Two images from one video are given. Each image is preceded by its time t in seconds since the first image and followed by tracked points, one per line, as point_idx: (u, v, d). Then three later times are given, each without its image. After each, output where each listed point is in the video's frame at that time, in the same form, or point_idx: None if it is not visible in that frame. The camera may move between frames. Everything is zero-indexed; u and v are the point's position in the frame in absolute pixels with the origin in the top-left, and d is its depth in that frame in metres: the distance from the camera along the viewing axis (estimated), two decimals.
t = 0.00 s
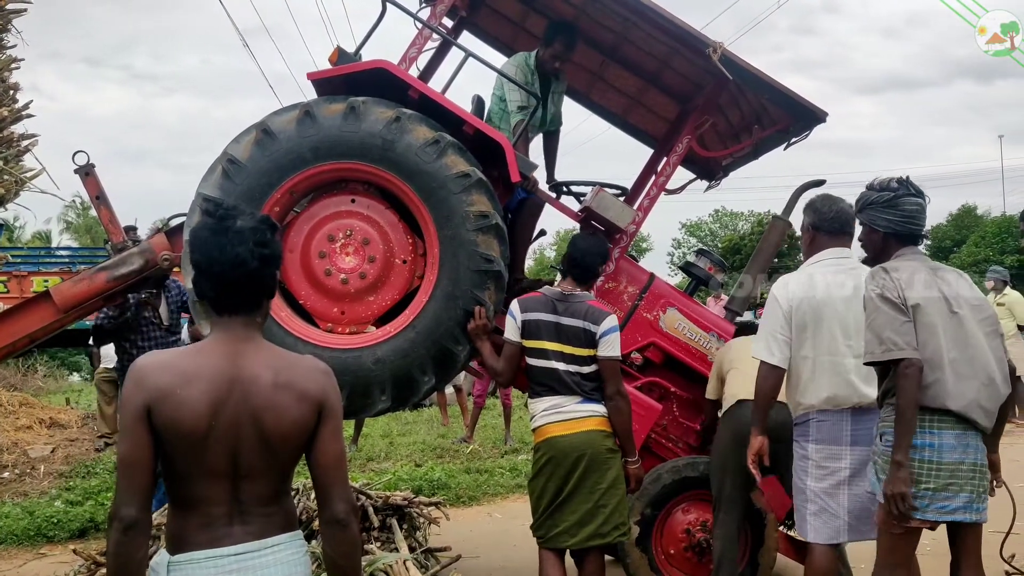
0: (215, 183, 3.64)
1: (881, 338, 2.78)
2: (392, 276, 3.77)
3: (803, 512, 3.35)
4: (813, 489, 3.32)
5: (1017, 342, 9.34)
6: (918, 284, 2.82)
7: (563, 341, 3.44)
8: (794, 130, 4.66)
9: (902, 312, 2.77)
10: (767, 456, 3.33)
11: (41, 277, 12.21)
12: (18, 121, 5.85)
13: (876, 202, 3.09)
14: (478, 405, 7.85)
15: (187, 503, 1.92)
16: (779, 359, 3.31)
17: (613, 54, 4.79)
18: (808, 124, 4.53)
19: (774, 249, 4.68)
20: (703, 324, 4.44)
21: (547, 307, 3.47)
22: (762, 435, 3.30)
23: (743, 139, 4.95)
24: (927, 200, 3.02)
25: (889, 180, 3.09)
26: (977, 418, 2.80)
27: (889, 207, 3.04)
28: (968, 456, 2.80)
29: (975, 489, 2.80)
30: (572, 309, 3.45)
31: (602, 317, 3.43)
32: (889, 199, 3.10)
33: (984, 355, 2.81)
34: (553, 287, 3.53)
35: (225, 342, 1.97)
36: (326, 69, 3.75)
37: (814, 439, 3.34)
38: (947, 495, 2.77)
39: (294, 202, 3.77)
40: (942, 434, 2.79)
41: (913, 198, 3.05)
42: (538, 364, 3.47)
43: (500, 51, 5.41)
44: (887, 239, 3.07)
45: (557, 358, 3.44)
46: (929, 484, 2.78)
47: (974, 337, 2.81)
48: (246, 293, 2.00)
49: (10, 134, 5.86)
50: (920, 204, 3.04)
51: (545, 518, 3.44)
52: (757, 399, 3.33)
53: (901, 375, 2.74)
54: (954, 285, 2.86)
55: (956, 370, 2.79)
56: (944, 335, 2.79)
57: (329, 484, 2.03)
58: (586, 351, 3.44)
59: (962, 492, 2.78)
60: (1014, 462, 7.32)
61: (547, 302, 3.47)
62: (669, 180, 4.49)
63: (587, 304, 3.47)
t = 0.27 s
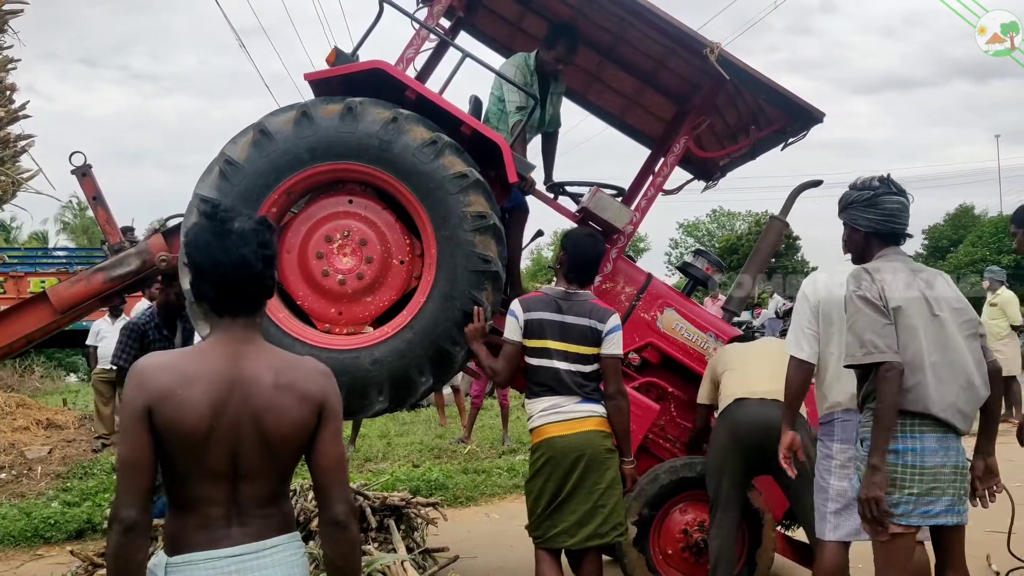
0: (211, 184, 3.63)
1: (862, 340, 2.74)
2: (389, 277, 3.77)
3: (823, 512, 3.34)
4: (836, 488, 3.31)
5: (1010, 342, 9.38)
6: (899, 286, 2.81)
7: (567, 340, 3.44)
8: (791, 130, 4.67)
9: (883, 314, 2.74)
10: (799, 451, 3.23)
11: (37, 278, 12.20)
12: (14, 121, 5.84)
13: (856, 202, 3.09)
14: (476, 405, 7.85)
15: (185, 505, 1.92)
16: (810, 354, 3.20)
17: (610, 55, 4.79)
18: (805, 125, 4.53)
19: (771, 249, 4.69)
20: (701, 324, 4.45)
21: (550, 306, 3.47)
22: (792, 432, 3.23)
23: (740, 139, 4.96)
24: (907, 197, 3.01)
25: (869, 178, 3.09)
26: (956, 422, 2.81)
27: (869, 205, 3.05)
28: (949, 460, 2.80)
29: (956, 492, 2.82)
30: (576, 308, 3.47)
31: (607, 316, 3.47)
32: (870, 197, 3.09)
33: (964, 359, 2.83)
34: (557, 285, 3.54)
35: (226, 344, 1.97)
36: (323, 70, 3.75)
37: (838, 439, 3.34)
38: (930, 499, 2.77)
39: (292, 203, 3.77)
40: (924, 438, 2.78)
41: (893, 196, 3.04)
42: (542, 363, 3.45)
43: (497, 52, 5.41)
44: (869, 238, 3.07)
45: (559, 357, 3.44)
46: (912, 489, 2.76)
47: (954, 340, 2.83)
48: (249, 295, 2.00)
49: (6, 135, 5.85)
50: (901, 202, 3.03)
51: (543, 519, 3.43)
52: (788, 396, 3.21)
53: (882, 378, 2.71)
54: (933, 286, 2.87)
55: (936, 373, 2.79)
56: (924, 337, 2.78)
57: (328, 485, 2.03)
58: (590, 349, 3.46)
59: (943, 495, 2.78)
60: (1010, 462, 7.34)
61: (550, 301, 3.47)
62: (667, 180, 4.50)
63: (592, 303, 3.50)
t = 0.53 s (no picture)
0: (210, 184, 3.63)
1: (834, 347, 2.75)
2: (389, 277, 3.76)
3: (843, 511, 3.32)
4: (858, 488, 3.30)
5: (1007, 342, 9.39)
6: (874, 288, 2.80)
7: (568, 341, 3.44)
8: (789, 130, 4.67)
9: (856, 320, 2.74)
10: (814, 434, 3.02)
11: (36, 278, 12.19)
12: (13, 121, 5.84)
13: (821, 208, 3.11)
14: (474, 405, 7.86)
15: (185, 505, 1.92)
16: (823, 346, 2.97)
17: (608, 55, 4.79)
18: (804, 125, 4.54)
19: (770, 248, 4.70)
20: (700, 324, 4.45)
21: (550, 307, 3.46)
22: (807, 417, 3.00)
23: (739, 139, 4.96)
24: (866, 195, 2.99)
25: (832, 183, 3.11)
26: (938, 425, 2.81)
27: (828, 211, 3.07)
28: (929, 465, 2.80)
29: (935, 499, 2.81)
30: (576, 308, 3.47)
31: (607, 316, 3.48)
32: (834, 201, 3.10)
33: (944, 359, 2.82)
34: (557, 286, 3.54)
35: (227, 345, 1.97)
36: (322, 70, 3.75)
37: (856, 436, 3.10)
38: (907, 505, 2.77)
39: (291, 203, 3.77)
40: (903, 441, 2.79)
41: (853, 197, 3.03)
42: (544, 364, 3.44)
43: (496, 52, 5.41)
44: (837, 243, 3.06)
45: (559, 358, 3.43)
46: (888, 493, 2.77)
47: (934, 340, 2.82)
48: (250, 295, 2.00)
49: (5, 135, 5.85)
50: (861, 201, 3.00)
51: (539, 518, 3.43)
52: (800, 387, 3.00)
53: (854, 386, 2.72)
54: (909, 286, 2.85)
55: (915, 376, 2.79)
56: (901, 340, 2.77)
57: (328, 486, 2.03)
58: (590, 350, 3.47)
59: (920, 501, 2.78)
60: (1007, 461, 7.37)
61: (549, 302, 3.46)
62: (665, 181, 4.50)
63: (591, 303, 3.50)
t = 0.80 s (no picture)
0: (210, 185, 3.62)
1: (820, 350, 2.74)
2: (389, 277, 3.76)
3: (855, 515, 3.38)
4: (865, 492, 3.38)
5: (1008, 342, 9.36)
6: (861, 289, 2.80)
7: (565, 341, 3.44)
8: (789, 130, 4.67)
9: (843, 322, 2.74)
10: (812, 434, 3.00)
11: (35, 279, 12.18)
12: (12, 121, 5.83)
13: (810, 207, 3.10)
14: (474, 406, 7.85)
15: (185, 506, 1.91)
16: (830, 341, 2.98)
17: (607, 55, 4.79)
18: (804, 124, 4.53)
19: (771, 248, 4.69)
20: (700, 324, 4.44)
21: (544, 307, 3.46)
22: (803, 412, 2.99)
23: (739, 138, 4.95)
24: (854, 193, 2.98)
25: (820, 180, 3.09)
26: (935, 424, 2.80)
27: (816, 209, 3.06)
28: (927, 466, 2.79)
29: (935, 500, 2.80)
30: (570, 307, 3.47)
31: (601, 315, 3.49)
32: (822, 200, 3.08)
33: (937, 357, 2.82)
34: (549, 286, 3.54)
35: (227, 346, 1.97)
36: (323, 70, 3.74)
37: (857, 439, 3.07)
38: (906, 507, 2.76)
39: (291, 203, 3.77)
40: (899, 442, 2.78)
41: (840, 195, 3.01)
42: (541, 365, 3.43)
43: (495, 52, 5.40)
44: (827, 241, 3.06)
45: (554, 358, 3.43)
46: (886, 495, 2.77)
47: (925, 339, 2.81)
48: (250, 295, 2.00)
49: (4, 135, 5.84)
50: (849, 200, 2.99)
51: (531, 517, 3.44)
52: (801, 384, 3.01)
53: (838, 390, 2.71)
54: (900, 286, 2.86)
55: (907, 376, 2.78)
56: (891, 340, 2.77)
57: (329, 486, 2.02)
58: (587, 348, 3.46)
59: (919, 502, 2.77)
60: (1008, 461, 7.36)
61: (544, 302, 3.46)
62: (665, 181, 4.50)
63: (585, 302, 3.51)
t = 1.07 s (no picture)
0: (211, 186, 3.62)
1: (835, 351, 2.74)
2: (390, 278, 3.76)
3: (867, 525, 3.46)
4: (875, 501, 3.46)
5: (1013, 342, 9.32)
6: (875, 290, 2.79)
7: (549, 344, 3.39)
8: (791, 129, 4.66)
9: (857, 324, 2.74)
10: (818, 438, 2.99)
11: (37, 280, 12.18)
12: (13, 122, 5.84)
13: (823, 204, 3.07)
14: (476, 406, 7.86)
15: (186, 506, 1.91)
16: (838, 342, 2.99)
17: (608, 54, 4.78)
18: (805, 124, 4.53)
19: (772, 247, 4.69)
20: (702, 324, 4.44)
21: (529, 309, 3.41)
22: (810, 412, 3.01)
23: (740, 138, 4.95)
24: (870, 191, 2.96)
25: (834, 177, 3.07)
26: (940, 428, 2.79)
27: (832, 206, 3.03)
28: (929, 469, 2.79)
29: (937, 504, 2.79)
30: (556, 309, 3.43)
31: (588, 317, 3.43)
32: (837, 197, 3.06)
33: (946, 361, 2.80)
34: (537, 287, 3.50)
35: (226, 347, 1.97)
36: (324, 70, 3.75)
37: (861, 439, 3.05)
38: (906, 508, 2.76)
39: (292, 204, 3.77)
40: (902, 444, 2.78)
41: (856, 193, 3.00)
42: (524, 368, 3.41)
43: (496, 52, 5.40)
44: (840, 239, 3.04)
45: (537, 360, 3.40)
46: (885, 496, 2.78)
47: (936, 342, 2.80)
48: (251, 296, 2.00)
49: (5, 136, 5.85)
50: (865, 198, 2.98)
51: (518, 519, 3.43)
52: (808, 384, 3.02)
53: (854, 391, 2.71)
54: (914, 287, 2.84)
55: (917, 379, 2.77)
56: (904, 342, 2.77)
57: (330, 487, 2.02)
58: (572, 351, 3.42)
59: (920, 505, 2.77)
60: (1011, 461, 7.35)
61: (529, 304, 3.42)
62: (667, 181, 4.49)
63: (573, 304, 3.47)
